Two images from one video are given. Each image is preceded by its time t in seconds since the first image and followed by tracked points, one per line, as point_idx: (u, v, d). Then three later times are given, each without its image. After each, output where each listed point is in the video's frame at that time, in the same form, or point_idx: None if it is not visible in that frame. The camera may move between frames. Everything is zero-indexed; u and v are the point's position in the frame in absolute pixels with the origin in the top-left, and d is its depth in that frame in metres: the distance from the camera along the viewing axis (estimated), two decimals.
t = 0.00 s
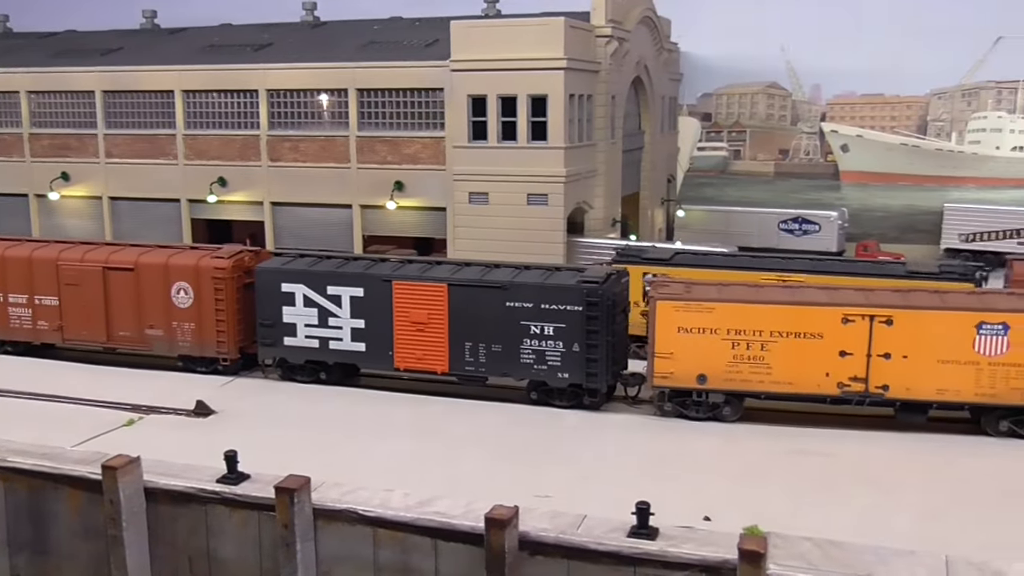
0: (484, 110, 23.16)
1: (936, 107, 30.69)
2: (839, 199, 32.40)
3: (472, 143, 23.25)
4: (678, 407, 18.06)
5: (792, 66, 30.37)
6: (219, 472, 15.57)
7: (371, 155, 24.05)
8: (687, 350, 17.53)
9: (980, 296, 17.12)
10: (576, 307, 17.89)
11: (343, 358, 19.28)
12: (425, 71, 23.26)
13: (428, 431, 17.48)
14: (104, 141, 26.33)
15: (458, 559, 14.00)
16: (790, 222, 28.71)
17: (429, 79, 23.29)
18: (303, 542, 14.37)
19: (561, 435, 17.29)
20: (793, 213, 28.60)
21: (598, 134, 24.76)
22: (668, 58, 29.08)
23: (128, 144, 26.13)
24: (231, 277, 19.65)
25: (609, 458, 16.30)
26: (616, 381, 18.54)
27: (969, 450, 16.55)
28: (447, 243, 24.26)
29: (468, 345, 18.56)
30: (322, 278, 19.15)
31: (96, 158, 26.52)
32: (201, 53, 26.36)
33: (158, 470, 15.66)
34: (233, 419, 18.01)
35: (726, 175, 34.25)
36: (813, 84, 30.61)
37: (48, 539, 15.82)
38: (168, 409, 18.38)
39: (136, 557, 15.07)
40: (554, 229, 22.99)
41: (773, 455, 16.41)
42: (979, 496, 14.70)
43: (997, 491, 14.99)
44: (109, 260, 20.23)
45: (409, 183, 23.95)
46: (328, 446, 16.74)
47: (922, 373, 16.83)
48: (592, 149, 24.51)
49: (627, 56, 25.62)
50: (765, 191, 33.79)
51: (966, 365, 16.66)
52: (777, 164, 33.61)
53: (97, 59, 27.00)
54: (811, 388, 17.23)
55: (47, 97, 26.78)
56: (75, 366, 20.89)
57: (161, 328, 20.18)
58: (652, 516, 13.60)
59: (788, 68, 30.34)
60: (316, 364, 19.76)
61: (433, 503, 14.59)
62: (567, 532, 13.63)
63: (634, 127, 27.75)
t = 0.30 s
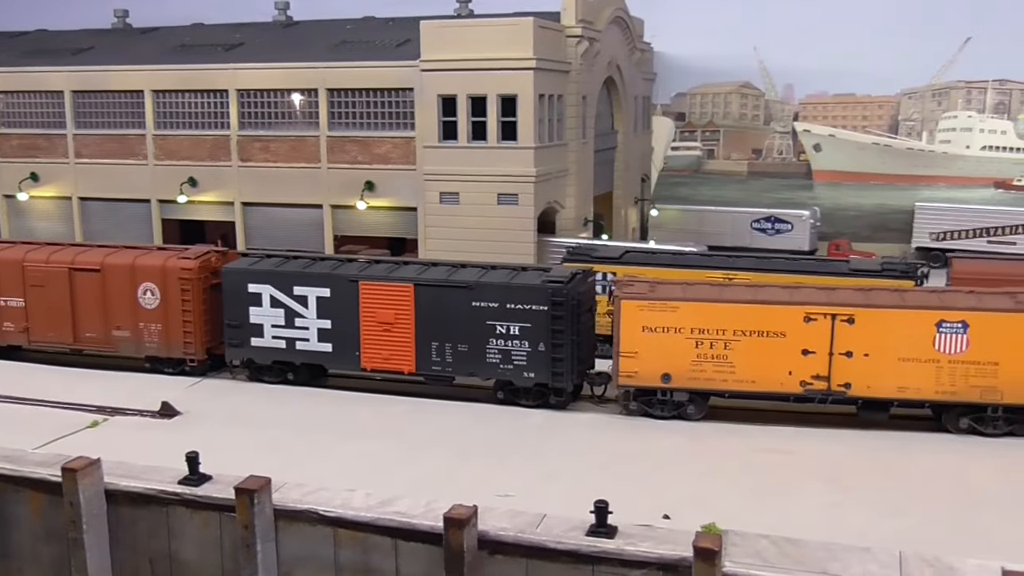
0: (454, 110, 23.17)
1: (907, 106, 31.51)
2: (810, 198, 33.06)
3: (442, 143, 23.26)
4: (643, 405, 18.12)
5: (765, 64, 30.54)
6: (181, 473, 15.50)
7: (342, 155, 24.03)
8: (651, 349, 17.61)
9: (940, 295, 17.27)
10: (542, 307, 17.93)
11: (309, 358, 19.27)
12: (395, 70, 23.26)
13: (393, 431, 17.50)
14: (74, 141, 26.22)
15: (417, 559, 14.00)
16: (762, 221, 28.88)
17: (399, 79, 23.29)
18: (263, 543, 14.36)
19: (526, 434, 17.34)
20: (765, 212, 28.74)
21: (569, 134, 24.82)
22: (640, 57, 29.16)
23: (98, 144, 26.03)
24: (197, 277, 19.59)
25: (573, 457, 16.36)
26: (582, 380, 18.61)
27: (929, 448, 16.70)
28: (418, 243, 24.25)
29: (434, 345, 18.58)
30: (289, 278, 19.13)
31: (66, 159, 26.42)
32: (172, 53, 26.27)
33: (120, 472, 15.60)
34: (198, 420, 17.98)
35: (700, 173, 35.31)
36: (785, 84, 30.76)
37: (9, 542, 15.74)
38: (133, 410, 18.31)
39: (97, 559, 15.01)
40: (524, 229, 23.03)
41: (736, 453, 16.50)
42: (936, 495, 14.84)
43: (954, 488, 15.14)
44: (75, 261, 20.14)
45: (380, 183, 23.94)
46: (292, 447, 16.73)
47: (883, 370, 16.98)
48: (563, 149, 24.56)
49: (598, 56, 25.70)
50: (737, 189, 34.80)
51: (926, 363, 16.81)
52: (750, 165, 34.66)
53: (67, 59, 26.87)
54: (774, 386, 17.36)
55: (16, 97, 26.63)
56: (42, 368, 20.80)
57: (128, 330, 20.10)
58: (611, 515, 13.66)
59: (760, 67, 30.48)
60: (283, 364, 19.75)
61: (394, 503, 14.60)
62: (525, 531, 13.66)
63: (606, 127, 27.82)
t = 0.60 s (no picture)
0: (423, 110, 23.19)
1: (877, 106, 32.11)
2: (782, 197, 33.77)
3: (411, 143, 23.28)
4: (606, 404, 18.20)
5: (736, 64, 30.70)
6: (140, 475, 15.43)
7: (311, 155, 24.00)
8: (614, 348, 17.69)
9: (899, 293, 17.42)
10: (505, 307, 17.98)
11: (275, 358, 19.26)
12: (363, 71, 23.26)
13: (356, 430, 17.51)
14: (41, 141, 26.09)
15: (375, 559, 13.98)
16: (733, 221, 29.07)
17: (367, 79, 23.29)
18: (221, 544, 14.29)
19: (489, 434, 17.38)
20: (736, 211, 28.90)
21: (538, 133, 24.87)
22: (612, 57, 29.25)
23: (65, 145, 25.91)
24: (162, 278, 19.53)
25: (534, 456, 16.41)
26: (547, 379, 18.66)
27: (888, 444, 16.87)
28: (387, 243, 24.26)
29: (399, 344, 18.59)
30: (253, 279, 19.09)
31: (34, 159, 26.27)
32: (140, 53, 26.17)
33: (78, 473, 15.51)
34: (161, 421, 17.91)
35: (673, 173, 35.70)
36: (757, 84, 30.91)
37: None
38: (96, 412, 18.21)
39: (55, 562, 14.91)
40: (493, 229, 23.07)
41: (698, 451, 16.59)
42: (892, 493, 14.97)
43: (910, 485, 15.30)
44: (39, 262, 20.03)
45: (349, 183, 23.93)
46: (254, 447, 16.70)
47: (843, 368, 17.14)
48: (532, 149, 24.62)
49: (567, 56, 25.77)
50: (710, 189, 35.46)
51: (885, 361, 16.97)
52: (722, 165, 35.20)
53: (34, 59, 26.72)
54: (736, 384, 17.49)
55: None
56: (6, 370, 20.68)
57: (92, 331, 20.02)
58: (567, 513, 13.70)
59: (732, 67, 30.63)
60: (248, 365, 19.72)
61: (353, 503, 14.59)
62: (483, 530, 13.69)
63: (577, 127, 27.90)
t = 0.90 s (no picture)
0: (391, 110, 23.15)
1: (848, 106, 32.66)
2: (754, 197, 34.26)
3: (379, 142, 23.22)
4: (570, 404, 18.20)
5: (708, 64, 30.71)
6: (97, 478, 15.26)
7: (278, 155, 23.91)
8: (577, 348, 17.68)
9: (860, 292, 17.49)
10: (468, 307, 17.94)
11: (238, 360, 19.15)
12: (331, 71, 23.20)
13: (319, 432, 17.43)
14: (7, 142, 25.88)
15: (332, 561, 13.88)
16: (705, 221, 29.13)
17: (335, 79, 23.23)
18: (177, 547, 14.16)
19: (451, 434, 17.34)
20: (708, 211, 28.98)
21: (508, 133, 24.83)
22: (584, 57, 29.27)
23: (31, 146, 25.71)
24: (124, 280, 19.38)
25: (496, 456, 16.39)
26: (510, 379, 18.64)
27: (847, 442, 16.94)
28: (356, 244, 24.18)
29: (363, 345, 18.52)
30: (216, 280, 18.98)
31: None
32: (107, 53, 26.00)
33: (34, 477, 15.35)
34: (122, 424, 17.77)
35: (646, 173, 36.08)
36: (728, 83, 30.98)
37: None
38: (56, 415, 18.05)
39: (9, 566, 14.75)
40: (461, 229, 23.01)
41: (658, 450, 16.61)
42: (849, 492, 15.02)
43: (868, 482, 15.36)
44: None
45: (317, 184, 23.85)
46: (214, 449, 16.60)
47: (804, 367, 17.20)
48: (501, 149, 24.60)
49: (537, 56, 25.78)
50: (683, 189, 35.66)
51: (846, 359, 17.04)
52: (694, 164, 35.63)
53: None
54: (698, 383, 17.51)
55: None
56: None
57: (54, 333, 19.86)
58: (523, 513, 13.64)
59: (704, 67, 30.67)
60: (212, 367, 19.61)
61: (310, 505, 14.50)
62: (439, 530, 13.66)
63: (549, 127, 27.93)
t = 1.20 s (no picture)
0: (360, 110, 23.12)
1: (820, 107, 33.64)
2: (728, 197, 34.73)
3: (349, 143, 23.18)
4: (535, 405, 18.20)
5: (682, 64, 30.73)
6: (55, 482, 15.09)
7: (248, 156, 23.83)
8: (542, 350, 17.69)
9: (824, 292, 17.57)
10: (433, 308, 17.91)
11: (203, 362, 19.05)
12: (301, 71, 23.14)
13: (283, 434, 17.36)
14: None
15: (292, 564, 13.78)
16: (679, 221, 29.19)
17: (304, 80, 23.17)
18: (135, 551, 14.01)
19: (416, 436, 17.31)
20: (681, 211, 29.05)
21: (479, 134, 24.82)
22: (557, 58, 29.30)
23: None
24: (88, 282, 19.23)
25: (460, 458, 16.35)
26: (477, 380, 18.63)
27: (811, 442, 17.01)
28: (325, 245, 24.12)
29: (328, 347, 18.47)
30: (181, 282, 18.87)
31: None
32: (75, 53, 25.83)
33: None
34: (84, 427, 17.63)
35: (620, 174, 36.91)
36: (702, 83, 31.04)
37: None
38: (18, 419, 17.87)
39: None
40: (431, 231, 22.99)
41: (622, 451, 16.63)
42: (811, 492, 15.05)
43: (829, 482, 15.42)
44: None
45: (286, 185, 23.80)
46: (176, 453, 16.47)
47: (768, 367, 17.26)
48: (473, 150, 24.60)
49: (509, 58, 25.79)
50: (658, 189, 36.21)
51: (809, 360, 17.12)
52: (669, 164, 36.34)
53: None
54: (663, 384, 17.56)
55: None
56: None
57: (18, 336, 19.70)
58: (483, 515, 13.59)
59: (678, 68, 30.73)
60: (177, 369, 19.51)
61: (270, 508, 14.40)
62: (398, 532, 13.61)
63: (522, 128, 27.99)
